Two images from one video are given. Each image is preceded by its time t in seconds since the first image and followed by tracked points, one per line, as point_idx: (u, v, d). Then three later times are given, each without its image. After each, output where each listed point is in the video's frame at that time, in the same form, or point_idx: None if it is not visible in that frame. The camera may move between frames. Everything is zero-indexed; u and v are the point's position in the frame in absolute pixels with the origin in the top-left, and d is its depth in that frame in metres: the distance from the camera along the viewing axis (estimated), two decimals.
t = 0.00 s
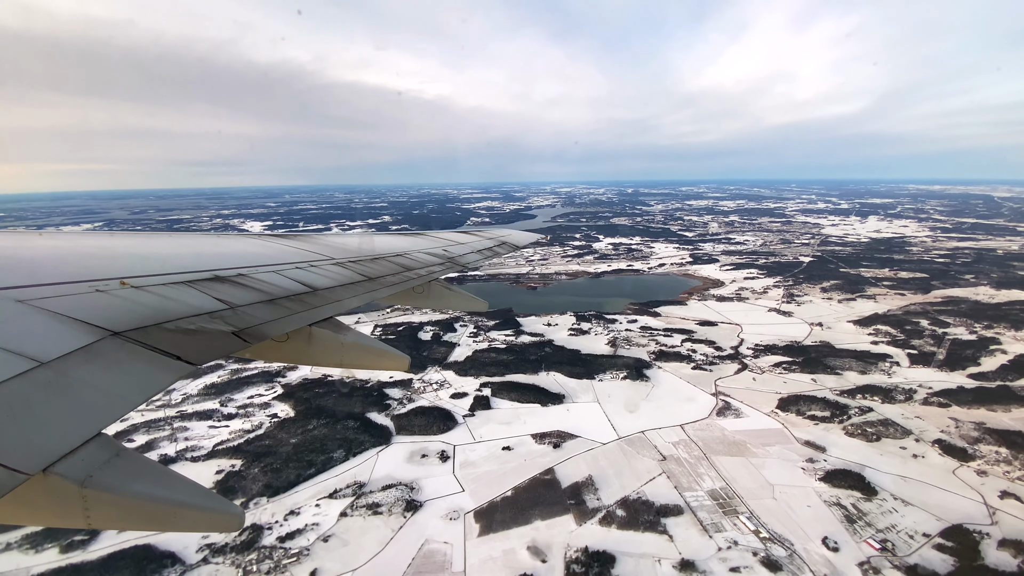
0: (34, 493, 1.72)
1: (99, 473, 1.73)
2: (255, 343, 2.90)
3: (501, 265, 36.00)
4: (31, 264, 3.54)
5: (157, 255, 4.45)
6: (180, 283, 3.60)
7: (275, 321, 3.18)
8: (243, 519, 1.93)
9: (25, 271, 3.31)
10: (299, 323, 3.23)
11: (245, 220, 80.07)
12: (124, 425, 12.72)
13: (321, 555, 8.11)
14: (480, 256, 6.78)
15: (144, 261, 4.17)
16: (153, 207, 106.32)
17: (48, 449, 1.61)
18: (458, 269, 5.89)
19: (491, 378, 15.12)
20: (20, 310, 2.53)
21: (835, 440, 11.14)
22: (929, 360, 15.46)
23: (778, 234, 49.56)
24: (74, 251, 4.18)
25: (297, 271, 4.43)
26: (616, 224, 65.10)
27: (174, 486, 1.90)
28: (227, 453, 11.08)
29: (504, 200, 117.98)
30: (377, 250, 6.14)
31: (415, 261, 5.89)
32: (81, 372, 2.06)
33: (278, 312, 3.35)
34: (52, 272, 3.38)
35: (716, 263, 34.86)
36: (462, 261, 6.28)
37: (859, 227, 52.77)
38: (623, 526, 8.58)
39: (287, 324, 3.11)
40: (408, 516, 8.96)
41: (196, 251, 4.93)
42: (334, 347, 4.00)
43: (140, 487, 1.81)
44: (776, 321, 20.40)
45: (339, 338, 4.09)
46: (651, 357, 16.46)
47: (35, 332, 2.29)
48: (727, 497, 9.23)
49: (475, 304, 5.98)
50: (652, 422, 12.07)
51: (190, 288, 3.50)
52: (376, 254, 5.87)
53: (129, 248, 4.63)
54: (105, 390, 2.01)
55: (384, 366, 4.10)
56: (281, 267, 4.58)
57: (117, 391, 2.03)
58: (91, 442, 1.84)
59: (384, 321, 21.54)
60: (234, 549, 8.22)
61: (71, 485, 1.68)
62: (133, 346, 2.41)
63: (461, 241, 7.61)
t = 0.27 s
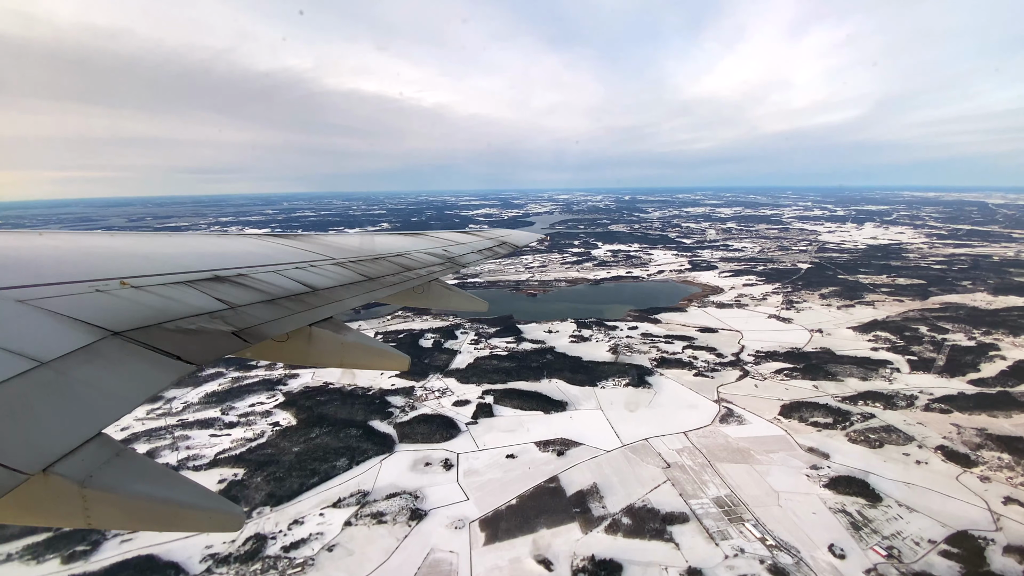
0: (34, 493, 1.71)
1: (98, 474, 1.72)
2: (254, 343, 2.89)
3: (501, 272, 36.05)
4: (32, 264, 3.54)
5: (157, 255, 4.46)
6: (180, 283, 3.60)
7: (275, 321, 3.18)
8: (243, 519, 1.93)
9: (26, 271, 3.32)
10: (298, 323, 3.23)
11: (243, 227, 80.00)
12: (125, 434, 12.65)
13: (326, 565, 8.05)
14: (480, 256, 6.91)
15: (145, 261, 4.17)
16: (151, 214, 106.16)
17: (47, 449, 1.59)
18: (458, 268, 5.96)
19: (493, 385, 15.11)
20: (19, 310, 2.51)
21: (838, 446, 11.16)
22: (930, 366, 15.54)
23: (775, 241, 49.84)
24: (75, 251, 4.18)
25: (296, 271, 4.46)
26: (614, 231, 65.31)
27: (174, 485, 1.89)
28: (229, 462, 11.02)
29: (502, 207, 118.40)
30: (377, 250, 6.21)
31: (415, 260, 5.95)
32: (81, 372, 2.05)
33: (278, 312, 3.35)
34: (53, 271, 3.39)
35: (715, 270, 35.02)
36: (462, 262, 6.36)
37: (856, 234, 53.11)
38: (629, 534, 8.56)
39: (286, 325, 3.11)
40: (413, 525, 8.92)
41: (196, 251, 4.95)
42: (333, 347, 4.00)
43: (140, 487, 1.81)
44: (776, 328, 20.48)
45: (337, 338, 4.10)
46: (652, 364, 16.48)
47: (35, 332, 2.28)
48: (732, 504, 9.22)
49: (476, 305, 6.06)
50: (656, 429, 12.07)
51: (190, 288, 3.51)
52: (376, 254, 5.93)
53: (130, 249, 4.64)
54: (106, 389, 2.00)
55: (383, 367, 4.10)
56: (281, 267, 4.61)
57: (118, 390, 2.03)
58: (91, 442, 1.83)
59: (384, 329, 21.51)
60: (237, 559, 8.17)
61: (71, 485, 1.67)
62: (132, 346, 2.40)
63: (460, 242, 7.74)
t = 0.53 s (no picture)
0: (33, 494, 1.67)
1: (99, 474, 1.70)
2: (255, 343, 2.86)
3: (500, 279, 36.12)
4: (33, 264, 3.53)
5: (156, 255, 4.45)
6: (180, 284, 3.58)
7: (275, 321, 3.15)
8: (244, 517, 1.94)
9: (26, 270, 3.29)
10: (299, 322, 3.21)
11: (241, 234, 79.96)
12: (126, 443, 12.57)
13: (331, 575, 8.01)
14: (481, 255, 7.02)
15: (145, 262, 4.15)
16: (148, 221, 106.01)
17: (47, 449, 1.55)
18: (458, 268, 6.02)
19: (495, 392, 15.08)
20: (18, 310, 2.47)
21: (842, 453, 11.17)
22: (930, 372, 15.61)
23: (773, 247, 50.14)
24: (75, 252, 4.17)
25: (296, 271, 4.47)
26: (612, 238, 65.53)
27: (174, 485, 1.89)
28: (232, 471, 10.96)
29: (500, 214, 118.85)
30: (377, 250, 6.26)
31: (414, 260, 6.00)
32: (81, 371, 2.01)
33: (278, 312, 3.33)
34: (53, 271, 3.36)
35: (713, 276, 35.16)
36: (462, 261, 6.42)
37: (852, 240, 53.48)
38: (636, 542, 8.54)
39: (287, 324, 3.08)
40: (418, 534, 8.87)
41: (196, 252, 4.95)
42: (334, 346, 4.01)
43: (140, 487, 1.79)
44: (776, 334, 20.55)
45: (338, 338, 4.10)
46: (654, 371, 16.51)
47: (33, 332, 2.23)
48: (738, 512, 9.21)
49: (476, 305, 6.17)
50: (659, 436, 12.07)
51: (190, 288, 3.48)
52: (376, 254, 5.98)
53: (129, 249, 4.63)
54: (106, 389, 1.96)
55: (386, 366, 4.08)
56: (281, 267, 4.62)
57: (118, 389, 2.00)
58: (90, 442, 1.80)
59: (385, 336, 21.49)
60: (242, 569, 8.11)
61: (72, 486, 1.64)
62: (132, 346, 2.36)
63: (460, 242, 7.87)
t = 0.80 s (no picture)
0: (34, 493, 1.68)
1: (98, 473, 1.70)
2: (254, 343, 2.88)
3: (500, 285, 36.14)
4: (34, 264, 3.54)
5: (156, 255, 4.46)
6: (179, 284, 3.59)
7: (274, 321, 3.17)
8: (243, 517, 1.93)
9: (27, 270, 3.30)
10: (298, 323, 3.23)
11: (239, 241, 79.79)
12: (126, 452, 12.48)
13: None
14: (480, 255, 7.14)
15: (145, 262, 4.16)
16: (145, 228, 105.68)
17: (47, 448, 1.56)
18: (458, 268, 6.09)
19: (497, 400, 15.06)
20: (18, 309, 2.47)
21: (845, 460, 11.19)
22: (930, 378, 15.67)
23: (771, 254, 50.38)
24: (76, 252, 4.18)
25: (296, 271, 4.50)
26: (610, 245, 65.72)
27: (174, 484, 1.88)
28: (234, 480, 10.89)
29: (498, 221, 119.14)
30: (377, 249, 6.31)
31: (414, 260, 6.05)
32: (81, 372, 2.02)
33: (277, 313, 3.35)
34: (54, 271, 3.37)
35: (712, 283, 35.27)
36: (461, 261, 6.48)
37: (849, 247, 53.80)
38: (642, 550, 8.52)
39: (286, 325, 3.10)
40: (423, 543, 8.83)
41: (196, 251, 4.97)
42: (334, 347, 4.02)
43: (140, 487, 1.79)
44: (777, 341, 20.61)
45: (339, 339, 4.11)
46: (656, 378, 16.51)
47: (33, 331, 2.24)
48: (743, 519, 9.20)
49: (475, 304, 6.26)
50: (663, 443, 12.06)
51: (189, 289, 3.50)
52: (377, 254, 6.04)
53: (129, 248, 4.65)
54: (106, 389, 1.97)
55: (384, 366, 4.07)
56: (280, 267, 4.65)
57: (118, 390, 2.00)
58: (90, 442, 1.80)
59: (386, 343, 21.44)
60: None
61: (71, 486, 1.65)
62: (131, 346, 2.36)
63: (459, 243, 7.98)
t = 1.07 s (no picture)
0: (34, 493, 1.69)
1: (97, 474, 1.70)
2: (254, 343, 2.88)
3: (500, 292, 36.17)
4: (35, 264, 3.56)
5: (156, 255, 4.48)
6: (179, 284, 3.61)
7: (274, 321, 3.19)
8: (242, 516, 1.92)
9: (28, 270, 3.31)
10: (297, 323, 3.25)
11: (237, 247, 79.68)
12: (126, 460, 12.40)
13: None
14: (480, 255, 7.17)
15: (145, 262, 4.18)
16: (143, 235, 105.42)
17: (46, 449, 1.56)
18: (457, 267, 6.14)
19: (500, 407, 15.04)
20: (17, 309, 2.47)
21: (849, 466, 11.20)
22: (931, 384, 15.73)
23: (769, 260, 50.63)
24: (77, 252, 4.20)
25: (296, 271, 4.53)
26: (609, 251, 65.90)
27: (173, 484, 1.88)
28: (237, 489, 10.83)
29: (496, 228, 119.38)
30: (376, 250, 6.35)
31: (414, 260, 6.09)
32: (81, 372, 2.02)
33: (277, 313, 3.36)
34: (54, 271, 3.39)
35: (712, 289, 35.38)
36: (461, 261, 6.53)
37: (846, 253, 54.14)
38: (649, 558, 8.50)
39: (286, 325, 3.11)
40: (428, 553, 8.80)
41: (196, 251, 4.99)
42: (334, 348, 4.04)
43: (139, 487, 1.79)
44: (777, 347, 20.67)
45: (339, 340, 4.12)
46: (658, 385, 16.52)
47: (33, 332, 2.24)
48: (749, 526, 9.20)
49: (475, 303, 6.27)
50: (666, 451, 12.05)
51: (189, 288, 3.51)
52: (376, 254, 6.07)
53: (129, 249, 4.67)
54: (105, 389, 1.97)
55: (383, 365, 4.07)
56: (280, 267, 4.67)
57: (118, 390, 2.01)
58: (89, 442, 1.80)
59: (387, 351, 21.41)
60: None
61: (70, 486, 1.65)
62: (130, 346, 2.36)
63: (459, 243, 8.02)
